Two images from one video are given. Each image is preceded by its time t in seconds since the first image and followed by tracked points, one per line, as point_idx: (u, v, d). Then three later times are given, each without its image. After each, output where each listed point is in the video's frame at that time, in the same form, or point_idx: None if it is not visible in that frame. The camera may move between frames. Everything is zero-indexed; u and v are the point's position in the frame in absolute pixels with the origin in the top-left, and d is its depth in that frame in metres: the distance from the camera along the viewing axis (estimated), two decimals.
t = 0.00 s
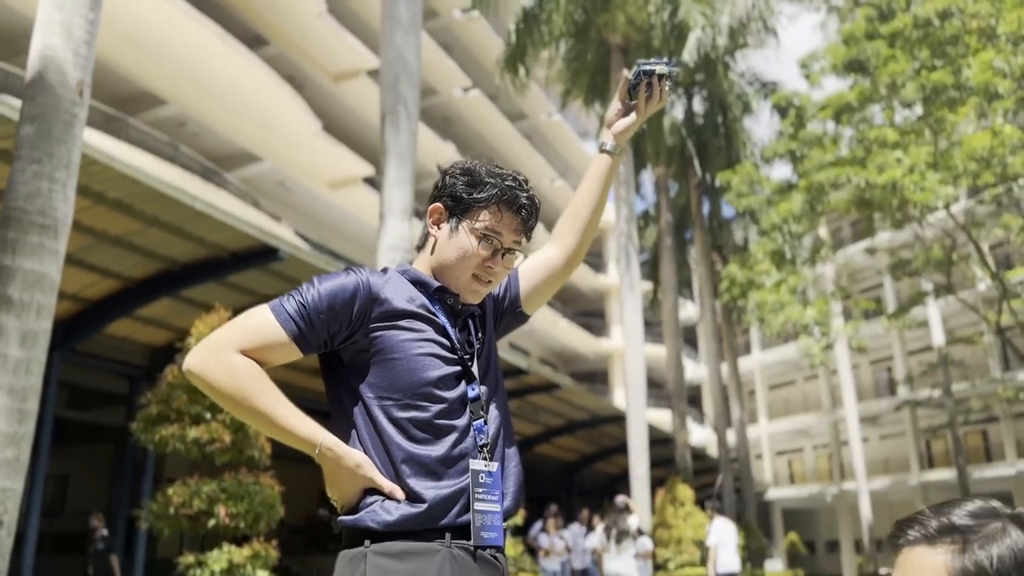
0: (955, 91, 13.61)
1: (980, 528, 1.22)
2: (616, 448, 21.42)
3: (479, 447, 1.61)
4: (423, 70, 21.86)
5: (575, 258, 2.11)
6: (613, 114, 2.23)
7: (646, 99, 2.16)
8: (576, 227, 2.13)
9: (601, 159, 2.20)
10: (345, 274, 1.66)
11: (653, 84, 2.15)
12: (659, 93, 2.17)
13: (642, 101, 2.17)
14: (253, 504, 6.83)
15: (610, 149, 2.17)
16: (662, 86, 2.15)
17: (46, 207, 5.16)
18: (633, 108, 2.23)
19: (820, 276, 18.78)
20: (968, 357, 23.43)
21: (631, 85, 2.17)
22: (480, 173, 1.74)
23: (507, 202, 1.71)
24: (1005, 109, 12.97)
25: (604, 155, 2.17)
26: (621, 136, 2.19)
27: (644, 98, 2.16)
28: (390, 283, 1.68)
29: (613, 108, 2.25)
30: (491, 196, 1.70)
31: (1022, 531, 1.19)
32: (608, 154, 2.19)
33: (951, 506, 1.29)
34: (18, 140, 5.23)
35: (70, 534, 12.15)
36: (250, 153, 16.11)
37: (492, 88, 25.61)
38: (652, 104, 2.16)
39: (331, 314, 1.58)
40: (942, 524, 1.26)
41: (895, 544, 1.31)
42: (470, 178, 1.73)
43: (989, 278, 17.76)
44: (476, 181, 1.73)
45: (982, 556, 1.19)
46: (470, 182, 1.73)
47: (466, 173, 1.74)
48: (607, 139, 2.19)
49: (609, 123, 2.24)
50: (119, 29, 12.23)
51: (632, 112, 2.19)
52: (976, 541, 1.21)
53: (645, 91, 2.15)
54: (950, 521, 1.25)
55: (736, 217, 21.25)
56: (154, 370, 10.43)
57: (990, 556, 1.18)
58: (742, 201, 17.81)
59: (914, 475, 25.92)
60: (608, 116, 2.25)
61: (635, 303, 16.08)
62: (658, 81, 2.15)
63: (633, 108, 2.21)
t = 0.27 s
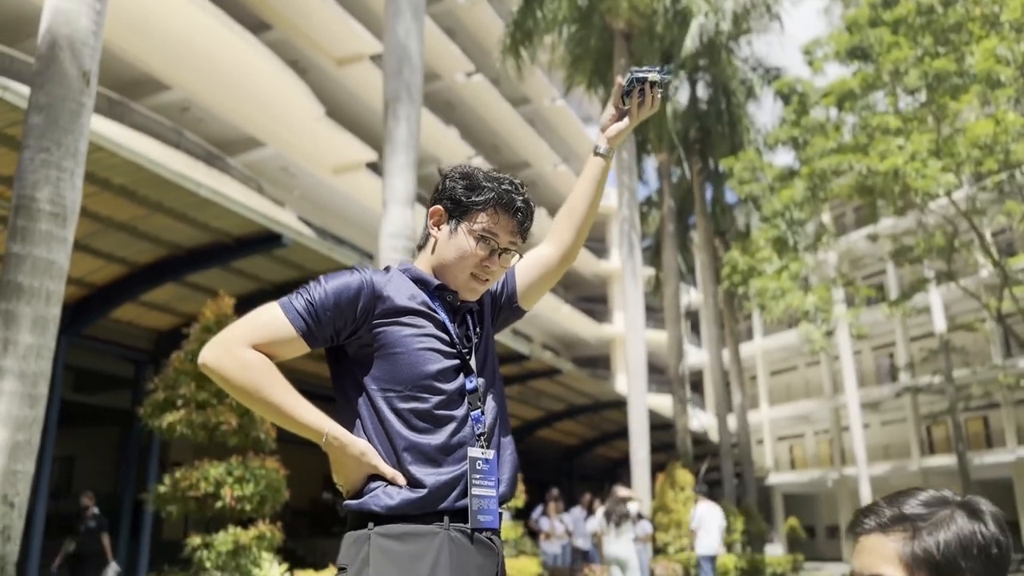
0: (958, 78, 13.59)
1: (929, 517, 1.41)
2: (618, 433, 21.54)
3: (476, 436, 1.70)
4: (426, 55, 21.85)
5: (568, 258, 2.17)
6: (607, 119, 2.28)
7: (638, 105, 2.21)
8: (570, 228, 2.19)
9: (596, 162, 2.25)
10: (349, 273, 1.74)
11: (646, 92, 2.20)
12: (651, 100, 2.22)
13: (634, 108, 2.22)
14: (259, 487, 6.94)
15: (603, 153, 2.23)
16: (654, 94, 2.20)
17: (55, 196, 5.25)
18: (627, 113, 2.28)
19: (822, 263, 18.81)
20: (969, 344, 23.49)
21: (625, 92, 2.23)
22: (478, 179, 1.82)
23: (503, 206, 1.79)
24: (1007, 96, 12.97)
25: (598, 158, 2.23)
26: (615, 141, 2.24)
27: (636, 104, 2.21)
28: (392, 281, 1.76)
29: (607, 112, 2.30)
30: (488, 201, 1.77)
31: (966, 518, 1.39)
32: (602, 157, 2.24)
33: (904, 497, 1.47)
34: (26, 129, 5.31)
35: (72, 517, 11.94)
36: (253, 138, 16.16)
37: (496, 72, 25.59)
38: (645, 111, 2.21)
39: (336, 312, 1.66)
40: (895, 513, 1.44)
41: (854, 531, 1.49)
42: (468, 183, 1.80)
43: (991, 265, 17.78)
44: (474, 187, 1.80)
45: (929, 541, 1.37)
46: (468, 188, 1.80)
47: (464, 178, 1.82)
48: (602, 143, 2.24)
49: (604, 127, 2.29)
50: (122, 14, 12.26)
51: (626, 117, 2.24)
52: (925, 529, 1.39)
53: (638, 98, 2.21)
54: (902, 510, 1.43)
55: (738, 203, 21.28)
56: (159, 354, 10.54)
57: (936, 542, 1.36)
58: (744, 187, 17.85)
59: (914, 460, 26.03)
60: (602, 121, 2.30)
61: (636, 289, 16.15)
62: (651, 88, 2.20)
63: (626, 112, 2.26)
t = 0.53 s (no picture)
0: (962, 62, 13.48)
1: (879, 496, 1.59)
2: (622, 418, 21.65)
3: (466, 420, 1.78)
4: (431, 40, 21.86)
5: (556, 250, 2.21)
6: (594, 118, 2.33)
7: (624, 104, 2.26)
8: (558, 222, 2.24)
9: (583, 159, 2.29)
10: (346, 266, 1.83)
11: (631, 91, 2.25)
12: (636, 99, 2.27)
13: (619, 107, 2.27)
14: (265, 469, 7.06)
15: (589, 151, 2.27)
16: (639, 93, 2.25)
17: (64, 184, 5.34)
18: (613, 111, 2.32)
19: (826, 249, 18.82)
20: (974, 330, 23.51)
21: (611, 91, 2.28)
22: (468, 176, 1.89)
23: (492, 202, 1.87)
24: (1011, 82, 12.95)
25: (585, 155, 2.27)
26: (602, 138, 2.28)
27: (622, 103, 2.26)
28: (387, 273, 1.84)
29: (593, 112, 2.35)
30: (477, 197, 1.85)
31: (912, 497, 1.58)
32: (589, 154, 2.29)
33: (856, 477, 1.65)
34: (36, 118, 5.39)
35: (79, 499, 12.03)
36: (259, 124, 16.22)
37: (501, 57, 25.57)
38: (630, 108, 2.26)
39: (334, 302, 1.75)
40: (847, 492, 1.63)
41: (813, 505, 1.68)
42: (459, 180, 1.88)
43: (995, 251, 17.77)
44: (464, 183, 1.88)
45: (877, 520, 1.56)
46: (459, 185, 1.87)
47: (455, 176, 1.89)
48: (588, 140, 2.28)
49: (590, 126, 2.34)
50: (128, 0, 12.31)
51: (611, 116, 2.29)
52: (873, 508, 1.58)
53: (624, 96, 2.26)
54: (854, 491, 1.61)
55: (743, 189, 21.29)
56: (166, 340, 10.68)
57: (883, 521, 1.55)
58: (748, 173, 17.87)
59: (917, 445, 26.09)
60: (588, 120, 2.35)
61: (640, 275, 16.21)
62: (636, 88, 2.25)
63: (612, 111, 2.30)
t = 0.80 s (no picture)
0: (969, 48, 13.64)
1: (835, 477, 1.68)
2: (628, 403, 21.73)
3: (454, 406, 1.86)
4: (438, 26, 21.85)
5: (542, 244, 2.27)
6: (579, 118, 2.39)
7: (607, 104, 2.33)
8: (545, 217, 2.30)
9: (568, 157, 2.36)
10: (340, 263, 1.91)
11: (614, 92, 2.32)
12: (620, 100, 2.33)
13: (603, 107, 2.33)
14: (272, 453, 7.17)
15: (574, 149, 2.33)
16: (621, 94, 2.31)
17: (73, 172, 5.43)
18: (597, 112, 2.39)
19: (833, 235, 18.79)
20: (981, 316, 23.47)
21: (595, 92, 2.34)
22: (456, 175, 1.97)
23: (479, 199, 1.94)
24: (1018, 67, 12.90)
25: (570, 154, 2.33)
26: (586, 137, 2.35)
27: (605, 103, 2.32)
28: (379, 268, 1.93)
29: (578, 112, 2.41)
30: (464, 194, 1.93)
31: (866, 478, 1.67)
32: (575, 152, 2.35)
33: (815, 460, 1.74)
34: (45, 108, 5.48)
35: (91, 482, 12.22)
36: (266, 110, 16.29)
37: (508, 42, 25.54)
38: (613, 109, 2.33)
39: (328, 297, 1.83)
40: (805, 474, 1.72)
41: (774, 487, 1.77)
42: (447, 179, 1.95)
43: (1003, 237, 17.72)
44: (452, 181, 1.95)
45: (833, 499, 1.65)
46: (447, 183, 1.95)
47: (444, 175, 1.97)
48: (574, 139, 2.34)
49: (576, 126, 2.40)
50: None
51: (595, 116, 2.35)
52: (829, 488, 1.67)
53: (607, 97, 2.32)
54: (812, 473, 1.70)
55: (751, 174, 21.28)
56: (176, 325, 10.84)
57: (838, 500, 1.64)
58: (755, 159, 17.86)
59: (924, 431, 26.11)
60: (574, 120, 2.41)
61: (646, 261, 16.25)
62: (619, 89, 2.32)
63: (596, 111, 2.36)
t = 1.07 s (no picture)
0: (979, 32, 13.71)
1: (813, 462, 1.82)
2: (635, 388, 21.81)
3: (452, 393, 1.95)
4: (447, 12, 21.85)
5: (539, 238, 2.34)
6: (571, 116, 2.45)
7: (598, 101, 2.39)
8: (541, 209, 2.36)
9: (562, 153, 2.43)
10: (342, 257, 1.98)
11: (604, 90, 2.38)
12: (610, 96, 2.40)
13: (594, 104, 2.40)
14: (282, 438, 7.29)
15: (569, 143, 2.40)
16: (611, 90, 2.38)
17: (85, 161, 5.52)
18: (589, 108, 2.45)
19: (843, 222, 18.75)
20: (991, 302, 23.42)
21: (586, 90, 2.41)
22: (452, 170, 2.04)
23: (474, 193, 2.01)
24: None
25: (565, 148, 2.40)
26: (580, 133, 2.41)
27: (596, 99, 2.39)
28: (380, 262, 2.00)
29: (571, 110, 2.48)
30: (459, 188, 2.00)
31: (841, 464, 1.82)
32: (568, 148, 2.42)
33: (794, 446, 1.89)
34: (57, 99, 5.56)
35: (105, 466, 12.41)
36: (275, 97, 16.36)
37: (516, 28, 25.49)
38: (604, 106, 2.39)
39: (331, 288, 1.91)
40: (784, 459, 1.86)
41: (757, 473, 1.92)
42: (443, 174, 2.03)
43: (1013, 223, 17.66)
44: (448, 176, 2.02)
45: (809, 483, 1.79)
46: (442, 177, 2.02)
47: (439, 171, 2.04)
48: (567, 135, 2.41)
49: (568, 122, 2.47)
50: None
51: (587, 113, 2.42)
52: (807, 472, 1.81)
53: (597, 94, 2.39)
54: (790, 457, 1.85)
55: (760, 160, 21.25)
56: (187, 312, 10.97)
57: (813, 482, 1.78)
58: (763, 145, 17.84)
59: (933, 417, 26.09)
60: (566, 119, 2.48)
61: (653, 248, 16.27)
62: (609, 87, 2.38)
63: (588, 108, 2.43)
